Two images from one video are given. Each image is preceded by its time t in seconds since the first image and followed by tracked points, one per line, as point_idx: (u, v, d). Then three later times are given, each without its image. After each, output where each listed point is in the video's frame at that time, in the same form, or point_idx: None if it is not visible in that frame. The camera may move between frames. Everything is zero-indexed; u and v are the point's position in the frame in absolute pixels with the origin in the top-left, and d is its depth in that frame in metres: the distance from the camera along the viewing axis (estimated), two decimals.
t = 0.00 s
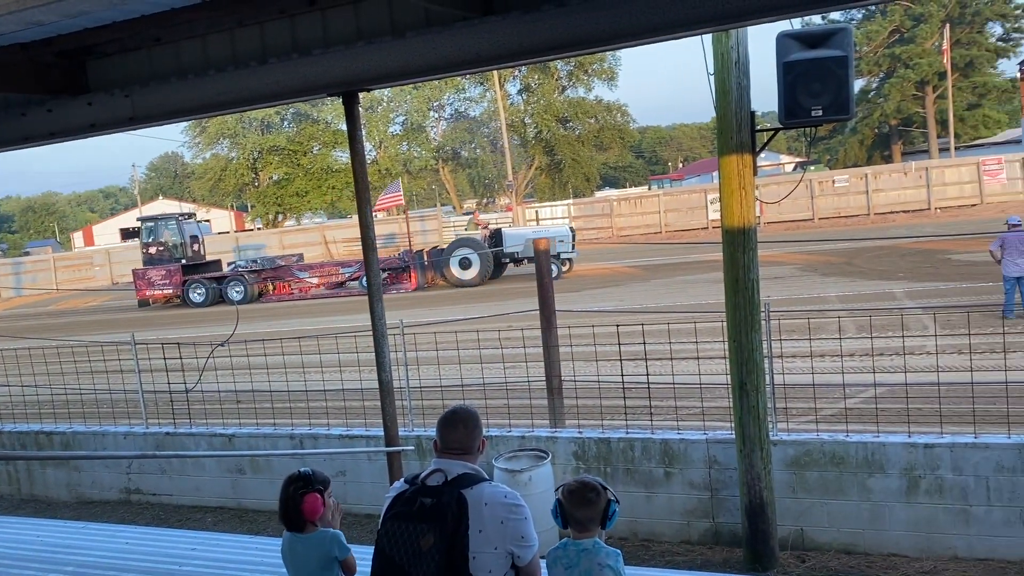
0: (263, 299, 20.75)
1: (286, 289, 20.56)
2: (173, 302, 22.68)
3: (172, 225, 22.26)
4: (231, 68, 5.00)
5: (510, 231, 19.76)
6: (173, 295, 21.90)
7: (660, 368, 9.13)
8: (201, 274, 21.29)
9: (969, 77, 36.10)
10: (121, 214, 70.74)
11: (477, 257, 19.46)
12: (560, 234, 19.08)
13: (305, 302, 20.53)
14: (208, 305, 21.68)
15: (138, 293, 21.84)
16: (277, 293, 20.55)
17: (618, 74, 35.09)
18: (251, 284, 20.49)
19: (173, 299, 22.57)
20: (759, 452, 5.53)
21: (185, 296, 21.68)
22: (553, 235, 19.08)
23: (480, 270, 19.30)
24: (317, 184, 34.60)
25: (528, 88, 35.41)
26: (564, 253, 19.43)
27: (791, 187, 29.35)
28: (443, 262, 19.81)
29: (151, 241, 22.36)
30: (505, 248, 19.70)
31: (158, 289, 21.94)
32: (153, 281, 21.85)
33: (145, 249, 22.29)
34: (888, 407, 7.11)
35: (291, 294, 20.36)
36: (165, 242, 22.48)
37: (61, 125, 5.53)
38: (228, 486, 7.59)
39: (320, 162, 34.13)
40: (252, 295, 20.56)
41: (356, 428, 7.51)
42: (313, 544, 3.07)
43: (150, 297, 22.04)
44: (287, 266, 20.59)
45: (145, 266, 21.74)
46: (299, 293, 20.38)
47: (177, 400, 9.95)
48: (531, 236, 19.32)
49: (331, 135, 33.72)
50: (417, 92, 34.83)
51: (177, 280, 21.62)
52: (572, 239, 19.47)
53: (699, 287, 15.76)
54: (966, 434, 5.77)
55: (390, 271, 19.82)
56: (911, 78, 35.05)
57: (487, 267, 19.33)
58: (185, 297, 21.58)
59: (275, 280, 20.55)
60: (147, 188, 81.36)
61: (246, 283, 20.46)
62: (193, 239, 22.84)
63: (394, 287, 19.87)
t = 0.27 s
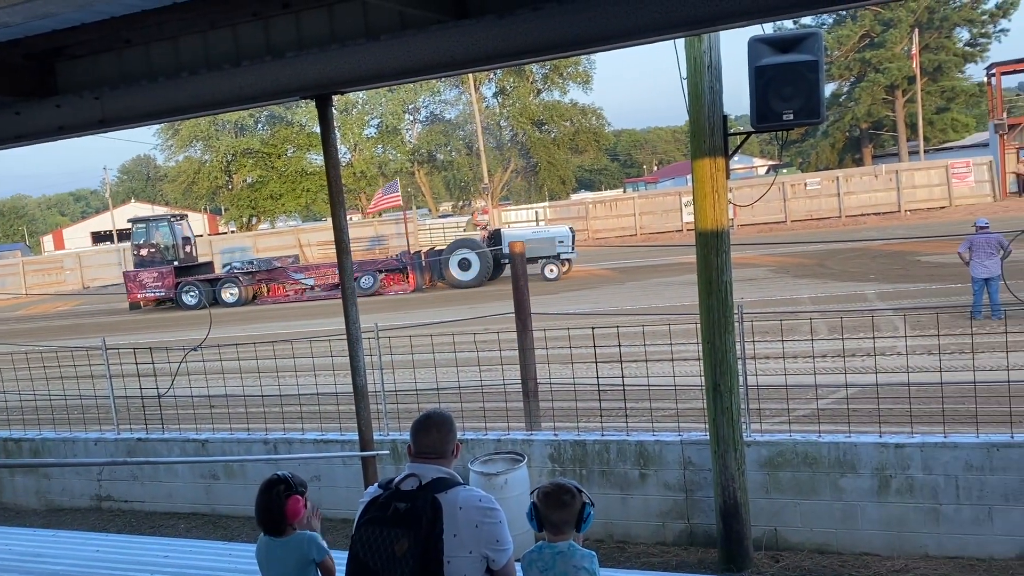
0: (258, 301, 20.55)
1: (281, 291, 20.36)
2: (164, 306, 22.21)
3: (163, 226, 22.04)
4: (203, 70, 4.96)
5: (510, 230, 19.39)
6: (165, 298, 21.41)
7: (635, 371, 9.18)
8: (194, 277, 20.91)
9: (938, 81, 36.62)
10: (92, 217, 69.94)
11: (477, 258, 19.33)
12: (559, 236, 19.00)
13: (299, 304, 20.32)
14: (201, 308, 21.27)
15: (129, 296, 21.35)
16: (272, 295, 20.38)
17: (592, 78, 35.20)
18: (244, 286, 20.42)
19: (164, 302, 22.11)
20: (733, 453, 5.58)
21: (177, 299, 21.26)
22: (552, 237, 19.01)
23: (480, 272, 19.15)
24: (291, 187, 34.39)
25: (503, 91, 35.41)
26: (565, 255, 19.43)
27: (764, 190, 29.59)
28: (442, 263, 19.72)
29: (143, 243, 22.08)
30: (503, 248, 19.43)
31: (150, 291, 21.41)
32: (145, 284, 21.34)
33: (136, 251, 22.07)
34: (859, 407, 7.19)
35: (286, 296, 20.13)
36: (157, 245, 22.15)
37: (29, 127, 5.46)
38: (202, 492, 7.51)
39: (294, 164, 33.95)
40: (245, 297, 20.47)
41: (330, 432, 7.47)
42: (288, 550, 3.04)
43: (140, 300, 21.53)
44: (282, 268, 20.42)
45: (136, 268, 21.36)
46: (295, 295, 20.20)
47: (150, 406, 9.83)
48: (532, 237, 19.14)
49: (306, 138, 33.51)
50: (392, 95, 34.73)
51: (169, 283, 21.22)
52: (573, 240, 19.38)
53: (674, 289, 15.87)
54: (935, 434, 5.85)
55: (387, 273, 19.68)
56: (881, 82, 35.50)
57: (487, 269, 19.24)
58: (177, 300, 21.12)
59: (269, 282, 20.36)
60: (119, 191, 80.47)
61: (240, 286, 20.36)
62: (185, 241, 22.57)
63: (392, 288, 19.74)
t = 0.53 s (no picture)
0: (258, 303, 20.33)
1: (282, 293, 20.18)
2: (163, 308, 21.99)
3: (161, 226, 21.70)
4: (180, 72, 4.91)
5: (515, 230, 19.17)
6: (163, 300, 21.31)
7: (616, 373, 9.20)
8: (193, 278, 20.81)
9: (914, 85, 37.01)
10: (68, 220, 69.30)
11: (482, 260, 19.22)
12: (565, 237, 19.07)
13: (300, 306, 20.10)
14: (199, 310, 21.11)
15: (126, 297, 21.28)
16: (272, 296, 20.19)
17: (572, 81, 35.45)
18: (244, 287, 20.22)
19: (162, 304, 21.90)
20: (713, 454, 5.60)
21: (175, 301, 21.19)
22: (557, 237, 19.04)
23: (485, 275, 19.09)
24: (271, 189, 34.21)
25: (483, 94, 35.39)
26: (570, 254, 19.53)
27: (743, 193, 29.78)
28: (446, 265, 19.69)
29: (140, 244, 21.80)
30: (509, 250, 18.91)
31: (147, 293, 21.33)
32: (142, 285, 21.25)
33: (134, 252, 21.79)
34: (837, 409, 7.24)
35: (287, 298, 19.91)
36: (154, 245, 21.86)
37: (3, 129, 5.39)
38: (180, 497, 7.45)
39: (274, 166, 33.80)
40: (246, 298, 20.26)
41: (310, 436, 7.43)
42: (268, 554, 3.02)
43: (137, 301, 21.48)
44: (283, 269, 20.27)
45: (134, 269, 21.23)
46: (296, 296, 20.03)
47: (127, 410, 9.74)
48: (537, 237, 19.10)
49: (285, 140, 33.33)
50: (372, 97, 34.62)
51: (167, 284, 21.15)
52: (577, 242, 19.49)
53: (654, 291, 15.94)
54: (911, 435, 5.91)
55: (389, 273, 19.56)
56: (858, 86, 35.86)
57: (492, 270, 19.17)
58: (175, 302, 21.04)
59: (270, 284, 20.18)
60: (96, 194, 79.82)
61: (240, 286, 20.14)
62: (183, 242, 22.31)
63: (395, 289, 19.59)
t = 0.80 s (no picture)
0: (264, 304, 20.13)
1: (288, 293, 20.01)
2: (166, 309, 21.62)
3: (164, 225, 21.62)
4: (163, 73, 4.88)
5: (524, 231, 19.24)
6: (166, 301, 20.88)
7: (601, 375, 9.21)
8: (198, 278, 20.60)
9: (896, 88, 37.30)
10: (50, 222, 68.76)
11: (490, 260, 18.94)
12: (575, 237, 19.07)
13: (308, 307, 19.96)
14: (205, 311, 20.84)
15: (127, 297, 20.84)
16: (278, 297, 20.00)
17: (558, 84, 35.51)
18: (249, 288, 20.06)
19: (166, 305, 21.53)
20: (697, 456, 5.61)
21: (180, 302, 20.79)
22: (567, 238, 19.05)
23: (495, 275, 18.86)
24: (255, 191, 34.04)
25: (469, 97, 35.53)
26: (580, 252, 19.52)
27: (727, 196, 29.92)
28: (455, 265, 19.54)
29: (143, 243, 21.68)
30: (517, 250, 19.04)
31: (150, 294, 20.93)
32: (146, 286, 20.86)
33: (137, 252, 21.67)
34: (821, 410, 7.28)
35: (294, 299, 19.77)
36: (157, 245, 21.73)
37: None
38: (163, 500, 7.39)
39: (257, 169, 33.54)
40: (251, 299, 20.12)
41: (294, 439, 7.39)
42: (253, 557, 3.00)
43: (140, 303, 21.05)
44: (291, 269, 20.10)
45: (137, 269, 20.83)
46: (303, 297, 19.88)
47: (110, 414, 9.66)
48: (547, 238, 19.11)
49: (269, 142, 33.15)
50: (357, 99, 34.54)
51: (171, 284, 20.73)
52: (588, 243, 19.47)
53: (638, 294, 15.98)
54: (894, 436, 5.95)
55: (397, 273, 19.43)
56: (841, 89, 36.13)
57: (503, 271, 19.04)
58: (179, 302, 20.72)
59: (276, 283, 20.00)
60: (78, 195, 79.19)
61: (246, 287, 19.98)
62: (187, 242, 22.16)
63: (404, 289, 19.45)
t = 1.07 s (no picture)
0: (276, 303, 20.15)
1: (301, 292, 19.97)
2: (174, 310, 21.57)
3: (173, 225, 21.49)
4: (152, 73, 4.86)
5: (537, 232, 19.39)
6: (176, 300, 20.76)
7: (591, 377, 9.21)
8: (208, 278, 20.61)
9: (884, 92, 37.55)
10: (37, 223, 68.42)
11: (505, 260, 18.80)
12: (588, 237, 19.24)
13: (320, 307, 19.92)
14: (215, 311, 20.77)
15: (136, 297, 20.72)
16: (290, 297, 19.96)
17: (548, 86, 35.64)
18: (260, 287, 20.04)
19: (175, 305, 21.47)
20: (687, 458, 5.63)
21: (189, 302, 20.70)
22: (581, 237, 19.22)
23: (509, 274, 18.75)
24: (244, 192, 33.94)
25: (460, 98, 35.76)
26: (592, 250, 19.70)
27: (716, 198, 30.03)
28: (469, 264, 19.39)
29: (152, 243, 21.45)
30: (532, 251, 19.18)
31: (159, 294, 20.82)
32: (155, 285, 20.76)
33: (145, 251, 21.42)
34: (809, 412, 7.31)
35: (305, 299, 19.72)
36: (166, 244, 21.52)
37: None
38: (151, 503, 7.35)
39: (246, 170, 33.33)
40: (263, 298, 20.12)
41: (283, 441, 7.37)
42: (241, 557, 2.99)
43: (149, 302, 20.92)
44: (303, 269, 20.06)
45: (145, 269, 20.73)
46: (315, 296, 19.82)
47: (96, 415, 9.61)
48: (559, 238, 19.29)
49: (259, 143, 33.05)
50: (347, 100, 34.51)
51: (180, 284, 20.61)
52: (602, 244, 19.63)
53: (628, 296, 16.03)
54: (883, 437, 5.98)
55: (410, 273, 19.39)
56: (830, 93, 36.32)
57: (517, 270, 18.94)
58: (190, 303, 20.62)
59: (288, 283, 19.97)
60: (66, 195, 78.79)
61: (257, 287, 19.96)
62: (196, 241, 22.00)
63: (416, 289, 19.45)
